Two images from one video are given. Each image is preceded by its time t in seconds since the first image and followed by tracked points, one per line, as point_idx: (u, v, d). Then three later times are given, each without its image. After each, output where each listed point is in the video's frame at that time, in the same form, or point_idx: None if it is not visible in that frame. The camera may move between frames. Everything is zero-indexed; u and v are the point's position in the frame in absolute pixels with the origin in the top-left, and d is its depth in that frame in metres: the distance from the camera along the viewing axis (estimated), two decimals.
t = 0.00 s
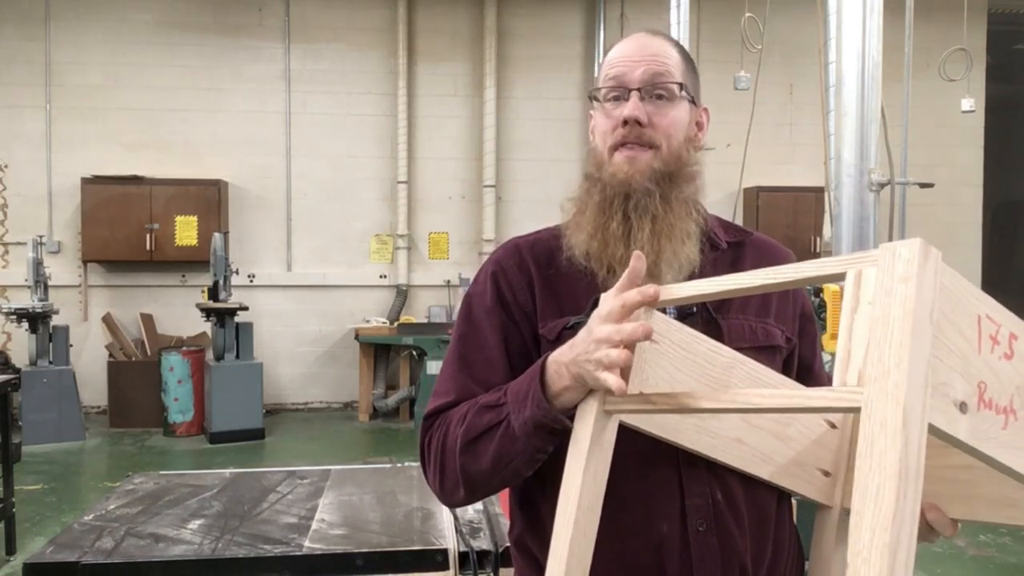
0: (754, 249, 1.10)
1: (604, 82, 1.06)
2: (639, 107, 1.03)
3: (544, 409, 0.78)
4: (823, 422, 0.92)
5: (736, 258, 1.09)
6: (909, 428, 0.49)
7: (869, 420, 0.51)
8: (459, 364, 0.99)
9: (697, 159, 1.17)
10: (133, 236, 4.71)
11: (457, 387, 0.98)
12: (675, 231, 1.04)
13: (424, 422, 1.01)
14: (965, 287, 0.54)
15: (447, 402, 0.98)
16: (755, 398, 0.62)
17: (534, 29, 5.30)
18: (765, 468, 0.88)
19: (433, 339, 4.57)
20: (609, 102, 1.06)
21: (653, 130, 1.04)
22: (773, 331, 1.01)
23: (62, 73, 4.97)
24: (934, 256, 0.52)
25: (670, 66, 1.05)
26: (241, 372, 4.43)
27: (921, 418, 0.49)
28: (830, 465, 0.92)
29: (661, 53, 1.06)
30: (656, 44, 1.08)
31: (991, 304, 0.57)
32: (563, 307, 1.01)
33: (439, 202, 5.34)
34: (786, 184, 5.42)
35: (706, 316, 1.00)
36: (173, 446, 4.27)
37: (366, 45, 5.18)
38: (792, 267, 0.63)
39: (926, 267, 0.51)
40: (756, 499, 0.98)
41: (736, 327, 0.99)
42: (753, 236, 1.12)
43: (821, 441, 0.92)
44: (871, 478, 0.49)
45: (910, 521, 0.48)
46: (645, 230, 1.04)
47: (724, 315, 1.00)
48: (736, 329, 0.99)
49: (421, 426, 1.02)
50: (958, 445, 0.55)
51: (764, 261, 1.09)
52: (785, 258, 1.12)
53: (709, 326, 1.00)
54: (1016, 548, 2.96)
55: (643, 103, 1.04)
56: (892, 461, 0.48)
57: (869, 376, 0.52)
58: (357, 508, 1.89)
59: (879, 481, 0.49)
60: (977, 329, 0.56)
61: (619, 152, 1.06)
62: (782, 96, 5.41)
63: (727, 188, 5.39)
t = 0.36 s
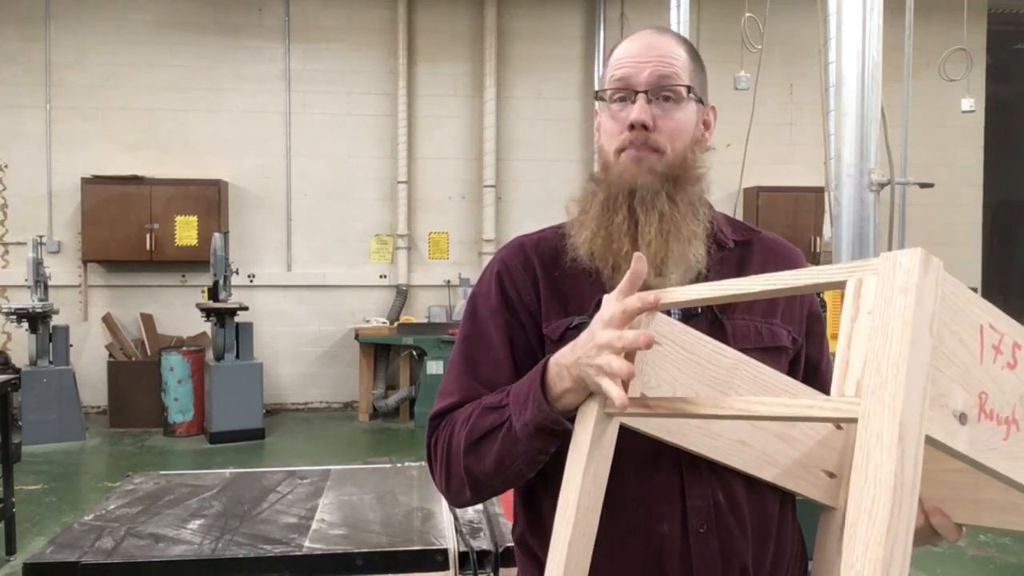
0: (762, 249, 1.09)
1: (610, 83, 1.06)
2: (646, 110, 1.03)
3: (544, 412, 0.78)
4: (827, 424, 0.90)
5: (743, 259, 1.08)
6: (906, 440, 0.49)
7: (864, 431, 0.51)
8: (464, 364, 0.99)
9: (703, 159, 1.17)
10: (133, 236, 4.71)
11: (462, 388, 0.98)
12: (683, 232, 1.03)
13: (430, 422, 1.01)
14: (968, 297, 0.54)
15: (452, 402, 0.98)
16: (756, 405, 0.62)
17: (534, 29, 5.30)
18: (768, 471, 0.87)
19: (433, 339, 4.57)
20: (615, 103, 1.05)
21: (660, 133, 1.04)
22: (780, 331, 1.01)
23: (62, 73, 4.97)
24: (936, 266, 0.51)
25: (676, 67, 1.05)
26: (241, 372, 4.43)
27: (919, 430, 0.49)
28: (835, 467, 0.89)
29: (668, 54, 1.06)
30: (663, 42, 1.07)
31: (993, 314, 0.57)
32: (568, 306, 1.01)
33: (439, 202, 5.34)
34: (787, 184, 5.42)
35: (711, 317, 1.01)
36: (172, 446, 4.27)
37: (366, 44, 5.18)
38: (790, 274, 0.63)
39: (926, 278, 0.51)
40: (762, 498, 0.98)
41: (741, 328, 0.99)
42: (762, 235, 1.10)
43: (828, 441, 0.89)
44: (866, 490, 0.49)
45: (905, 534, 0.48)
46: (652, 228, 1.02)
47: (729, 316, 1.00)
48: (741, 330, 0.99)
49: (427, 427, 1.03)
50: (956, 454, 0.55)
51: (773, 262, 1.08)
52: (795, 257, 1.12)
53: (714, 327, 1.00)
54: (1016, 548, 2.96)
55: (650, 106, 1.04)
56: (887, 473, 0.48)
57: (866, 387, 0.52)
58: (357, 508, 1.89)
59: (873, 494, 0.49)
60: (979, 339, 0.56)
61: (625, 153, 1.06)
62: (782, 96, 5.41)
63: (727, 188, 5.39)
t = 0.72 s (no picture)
0: (765, 249, 1.08)
1: (608, 85, 1.06)
2: (643, 111, 1.04)
3: (544, 413, 0.78)
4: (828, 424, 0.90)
5: (745, 258, 1.08)
6: (903, 441, 0.49)
7: (861, 432, 0.51)
8: (465, 366, 0.99)
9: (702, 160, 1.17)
10: (133, 237, 4.71)
11: (463, 390, 0.98)
12: (683, 239, 1.04)
13: (430, 424, 1.01)
14: (966, 297, 0.54)
15: (453, 404, 0.98)
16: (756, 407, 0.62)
17: (534, 29, 5.30)
18: (769, 471, 0.87)
19: (433, 339, 4.57)
20: (613, 105, 1.06)
21: (658, 135, 1.05)
22: (781, 332, 1.01)
23: (62, 73, 4.97)
24: (934, 267, 0.51)
25: (673, 67, 1.05)
26: (241, 372, 4.43)
27: (916, 432, 0.49)
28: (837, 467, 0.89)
29: (664, 54, 1.05)
30: (661, 43, 1.07)
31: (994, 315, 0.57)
32: (569, 307, 1.01)
33: (439, 202, 5.34)
34: (787, 184, 5.42)
35: (712, 317, 1.01)
36: (172, 446, 4.27)
37: (366, 45, 5.18)
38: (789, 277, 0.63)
39: (924, 279, 0.51)
40: (763, 500, 0.97)
41: (742, 329, 0.99)
42: (764, 234, 1.10)
43: (829, 441, 0.89)
44: (864, 493, 0.49)
45: (903, 536, 0.48)
46: (653, 240, 1.03)
47: (730, 317, 1.00)
48: (742, 330, 0.99)
49: (428, 430, 1.03)
50: (957, 455, 0.55)
51: (774, 262, 1.07)
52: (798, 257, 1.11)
53: (715, 329, 1.00)
54: (1016, 548, 2.95)
55: (647, 107, 1.04)
56: (884, 476, 0.48)
57: (863, 389, 0.52)
58: (357, 508, 1.89)
59: (870, 496, 0.49)
60: (979, 340, 0.56)
61: (624, 162, 1.08)
62: (782, 96, 5.41)
63: (727, 188, 5.39)
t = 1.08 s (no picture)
0: (765, 249, 1.08)
1: (605, 82, 1.07)
2: (640, 106, 1.04)
3: (546, 411, 0.78)
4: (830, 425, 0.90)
5: (745, 257, 1.08)
6: (914, 441, 0.49)
7: (869, 433, 0.51)
8: (464, 365, 0.99)
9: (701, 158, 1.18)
10: (133, 236, 4.71)
11: (462, 388, 0.98)
12: (683, 232, 1.03)
13: (429, 422, 1.01)
14: (972, 296, 0.54)
15: (452, 402, 0.98)
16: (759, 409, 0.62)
17: (533, 29, 5.31)
18: (772, 471, 0.87)
19: (433, 339, 4.57)
20: (610, 102, 1.07)
21: (655, 130, 1.06)
22: (781, 331, 1.01)
23: (62, 73, 4.97)
24: (944, 266, 0.51)
25: (669, 63, 1.06)
26: (241, 372, 4.43)
27: (925, 432, 0.49)
28: (838, 467, 0.89)
29: (660, 51, 1.06)
30: (657, 41, 1.08)
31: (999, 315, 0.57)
32: (569, 307, 1.01)
33: (439, 201, 5.34)
34: (787, 184, 5.42)
35: (712, 317, 1.01)
36: (172, 446, 4.27)
37: (366, 45, 5.18)
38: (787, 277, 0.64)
39: (934, 279, 0.51)
40: (764, 501, 0.98)
41: (742, 328, 0.99)
42: (764, 233, 1.09)
43: (830, 442, 0.90)
44: (872, 494, 0.49)
45: (912, 538, 0.48)
46: (649, 232, 1.03)
47: (731, 316, 1.00)
48: (743, 329, 0.99)
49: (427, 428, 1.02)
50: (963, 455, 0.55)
51: (774, 260, 1.07)
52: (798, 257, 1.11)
53: (716, 328, 1.00)
54: (1016, 548, 2.95)
55: (644, 102, 1.05)
56: (894, 477, 0.48)
57: (873, 390, 0.52)
58: (357, 507, 1.89)
59: (879, 497, 0.49)
60: (986, 340, 0.56)
61: (621, 157, 1.08)
62: (782, 96, 5.41)
63: (727, 188, 5.39)
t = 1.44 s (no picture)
0: (764, 251, 1.08)
1: (605, 81, 1.07)
2: (641, 105, 1.04)
3: (538, 418, 0.78)
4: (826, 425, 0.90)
5: (742, 257, 1.08)
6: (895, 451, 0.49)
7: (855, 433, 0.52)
8: (462, 366, 0.99)
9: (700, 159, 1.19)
10: (133, 237, 4.71)
11: (460, 390, 0.98)
12: (684, 233, 1.05)
13: (427, 424, 1.01)
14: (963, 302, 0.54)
15: (450, 405, 0.97)
16: (737, 413, 0.62)
17: (533, 29, 5.30)
18: (769, 473, 0.87)
19: (433, 339, 4.57)
20: (610, 101, 1.07)
21: (655, 128, 1.06)
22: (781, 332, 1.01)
23: (63, 73, 4.97)
24: (922, 275, 0.52)
25: (670, 62, 1.06)
26: (241, 372, 4.43)
27: (907, 441, 0.49)
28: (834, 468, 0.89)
29: (660, 50, 1.06)
30: (656, 39, 1.08)
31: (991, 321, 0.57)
32: (567, 307, 1.01)
33: (439, 201, 5.34)
34: (787, 184, 5.42)
35: (711, 318, 1.01)
36: (172, 446, 4.27)
37: (366, 45, 5.18)
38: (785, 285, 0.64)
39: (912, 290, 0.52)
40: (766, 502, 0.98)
41: (741, 329, 0.99)
42: (762, 234, 1.09)
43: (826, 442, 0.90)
44: (857, 506, 0.49)
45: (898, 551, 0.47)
46: (652, 235, 1.05)
47: (729, 317, 1.00)
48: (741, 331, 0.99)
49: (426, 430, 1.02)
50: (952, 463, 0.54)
51: (773, 263, 1.07)
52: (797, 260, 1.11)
53: (714, 329, 1.00)
54: (1016, 548, 2.96)
55: (645, 101, 1.05)
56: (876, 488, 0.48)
57: (856, 398, 0.52)
58: (357, 507, 1.89)
59: (864, 510, 0.48)
60: (972, 346, 0.55)
61: (620, 159, 1.08)
62: (782, 96, 5.41)
63: (727, 189, 5.38)
